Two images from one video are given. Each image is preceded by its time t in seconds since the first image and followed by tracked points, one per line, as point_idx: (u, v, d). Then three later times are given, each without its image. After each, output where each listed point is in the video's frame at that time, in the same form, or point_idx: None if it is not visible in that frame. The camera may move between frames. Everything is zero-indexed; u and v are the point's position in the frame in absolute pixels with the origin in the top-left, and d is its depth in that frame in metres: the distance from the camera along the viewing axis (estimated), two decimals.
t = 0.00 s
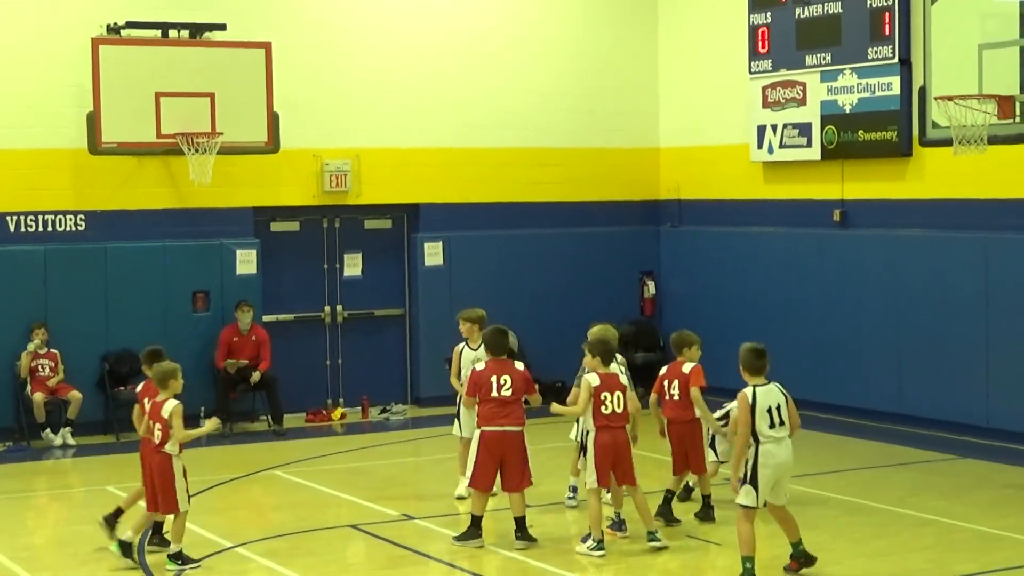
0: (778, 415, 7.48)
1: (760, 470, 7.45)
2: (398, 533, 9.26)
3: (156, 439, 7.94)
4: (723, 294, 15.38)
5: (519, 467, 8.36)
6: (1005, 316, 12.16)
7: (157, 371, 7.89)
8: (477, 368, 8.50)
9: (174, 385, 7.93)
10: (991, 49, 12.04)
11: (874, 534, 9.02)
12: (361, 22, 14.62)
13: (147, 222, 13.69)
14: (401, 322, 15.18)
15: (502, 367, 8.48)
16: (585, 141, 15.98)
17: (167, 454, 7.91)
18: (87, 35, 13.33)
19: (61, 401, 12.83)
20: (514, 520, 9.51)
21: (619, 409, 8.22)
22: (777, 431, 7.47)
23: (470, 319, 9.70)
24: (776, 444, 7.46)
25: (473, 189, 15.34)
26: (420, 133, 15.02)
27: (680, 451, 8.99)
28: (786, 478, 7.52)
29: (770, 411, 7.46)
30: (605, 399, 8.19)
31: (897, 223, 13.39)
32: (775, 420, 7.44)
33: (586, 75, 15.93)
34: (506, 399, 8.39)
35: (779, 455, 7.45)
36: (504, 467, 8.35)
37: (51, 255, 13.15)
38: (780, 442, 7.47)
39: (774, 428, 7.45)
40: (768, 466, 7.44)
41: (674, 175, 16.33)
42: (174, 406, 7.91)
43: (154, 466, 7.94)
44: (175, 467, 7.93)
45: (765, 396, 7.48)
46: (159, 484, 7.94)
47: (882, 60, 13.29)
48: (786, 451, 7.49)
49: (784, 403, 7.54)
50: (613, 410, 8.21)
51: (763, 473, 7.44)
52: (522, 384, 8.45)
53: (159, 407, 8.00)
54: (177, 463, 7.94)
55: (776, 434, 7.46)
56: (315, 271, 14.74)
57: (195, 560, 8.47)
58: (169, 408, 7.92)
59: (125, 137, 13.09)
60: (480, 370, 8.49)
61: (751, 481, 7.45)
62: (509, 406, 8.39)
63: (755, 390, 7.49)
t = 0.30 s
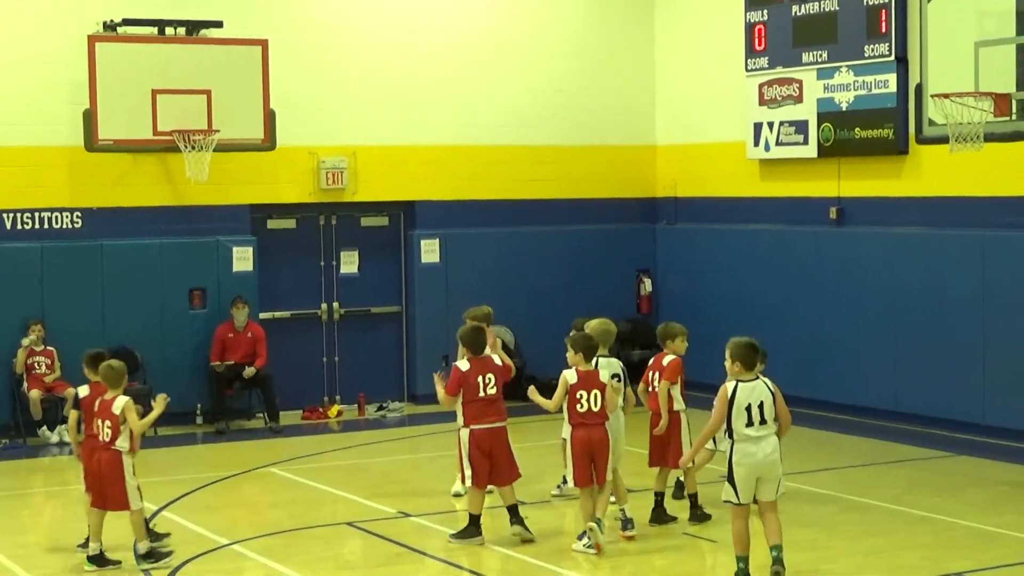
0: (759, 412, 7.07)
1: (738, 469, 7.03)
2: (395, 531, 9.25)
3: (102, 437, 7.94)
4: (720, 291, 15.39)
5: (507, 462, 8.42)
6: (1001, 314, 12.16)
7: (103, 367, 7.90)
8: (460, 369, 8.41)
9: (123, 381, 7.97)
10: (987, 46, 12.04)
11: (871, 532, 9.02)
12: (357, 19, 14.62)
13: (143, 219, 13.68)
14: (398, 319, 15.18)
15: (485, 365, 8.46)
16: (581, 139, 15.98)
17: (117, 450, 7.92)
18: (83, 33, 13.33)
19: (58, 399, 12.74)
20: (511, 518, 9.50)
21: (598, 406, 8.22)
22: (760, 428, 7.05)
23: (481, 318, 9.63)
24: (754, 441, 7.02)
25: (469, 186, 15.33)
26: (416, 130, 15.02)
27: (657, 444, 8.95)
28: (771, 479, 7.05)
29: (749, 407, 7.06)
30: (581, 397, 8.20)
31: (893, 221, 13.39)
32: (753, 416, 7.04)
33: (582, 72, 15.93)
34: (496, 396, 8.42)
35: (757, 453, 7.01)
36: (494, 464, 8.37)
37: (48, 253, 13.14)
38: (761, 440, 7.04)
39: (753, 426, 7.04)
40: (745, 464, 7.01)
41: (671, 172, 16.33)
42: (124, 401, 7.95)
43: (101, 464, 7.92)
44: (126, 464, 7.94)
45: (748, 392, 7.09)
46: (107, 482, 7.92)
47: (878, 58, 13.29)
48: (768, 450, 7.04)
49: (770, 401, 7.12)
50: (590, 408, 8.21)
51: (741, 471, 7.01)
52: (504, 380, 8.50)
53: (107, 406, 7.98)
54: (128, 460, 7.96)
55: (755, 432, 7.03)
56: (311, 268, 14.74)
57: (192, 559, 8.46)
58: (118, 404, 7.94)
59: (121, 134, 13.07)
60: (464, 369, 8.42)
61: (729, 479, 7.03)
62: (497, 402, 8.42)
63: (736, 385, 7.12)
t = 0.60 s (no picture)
0: (757, 420, 6.81)
1: (730, 477, 6.79)
2: (389, 528, 9.25)
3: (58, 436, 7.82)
4: (712, 288, 15.41)
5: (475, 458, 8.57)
6: (994, 312, 12.17)
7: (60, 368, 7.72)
8: (444, 368, 8.36)
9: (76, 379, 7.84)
10: (981, 44, 12.05)
11: (865, 529, 9.03)
12: (351, 16, 14.62)
13: (137, 217, 13.67)
14: (391, 317, 15.18)
15: (465, 362, 8.48)
16: (575, 137, 15.99)
17: (75, 449, 7.84)
18: (76, 30, 13.31)
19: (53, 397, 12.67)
20: (505, 516, 9.51)
21: (582, 407, 8.07)
22: (757, 437, 6.79)
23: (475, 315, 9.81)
24: (748, 451, 6.77)
25: (463, 183, 15.33)
26: (409, 128, 15.01)
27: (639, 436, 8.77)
28: (763, 490, 6.81)
29: (747, 414, 6.80)
30: (567, 397, 8.05)
31: (886, 218, 13.40)
32: (750, 424, 6.77)
33: (576, 69, 15.93)
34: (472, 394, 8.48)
35: (750, 463, 6.76)
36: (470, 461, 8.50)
37: (41, 250, 13.13)
38: (757, 450, 6.78)
39: (749, 434, 6.78)
40: (736, 473, 6.77)
41: (665, 170, 16.33)
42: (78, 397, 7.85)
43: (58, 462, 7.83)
44: (83, 462, 7.88)
45: (747, 399, 6.83)
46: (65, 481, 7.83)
47: (872, 56, 13.31)
48: (762, 461, 6.79)
49: (769, 410, 6.85)
50: (573, 408, 8.06)
51: (732, 480, 6.78)
52: (474, 376, 8.57)
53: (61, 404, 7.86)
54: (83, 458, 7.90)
55: (749, 440, 6.77)
56: (305, 266, 14.74)
57: (186, 557, 8.46)
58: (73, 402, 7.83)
59: (115, 131, 13.10)
60: (448, 367, 8.38)
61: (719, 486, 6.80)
62: (474, 400, 8.52)
63: (736, 390, 6.87)
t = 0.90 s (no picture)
0: (741, 419, 6.70)
1: (717, 477, 6.67)
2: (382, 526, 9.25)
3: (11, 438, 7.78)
4: (701, 286, 15.44)
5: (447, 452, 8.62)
6: (985, 310, 12.18)
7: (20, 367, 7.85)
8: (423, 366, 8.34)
9: (32, 383, 7.86)
10: (972, 43, 12.07)
11: (857, 527, 9.03)
12: (343, 14, 14.61)
13: (128, 215, 13.66)
14: (382, 315, 15.18)
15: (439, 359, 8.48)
16: (567, 134, 15.99)
17: (25, 452, 7.80)
18: (67, 26, 13.30)
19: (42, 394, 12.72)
20: (497, 514, 9.51)
21: (563, 406, 7.96)
22: (742, 436, 6.68)
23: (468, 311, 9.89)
24: (734, 450, 6.66)
25: (454, 181, 15.33)
26: (400, 126, 15.01)
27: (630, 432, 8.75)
28: (750, 489, 6.71)
29: (731, 413, 6.69)
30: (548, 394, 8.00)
31: (878, 216, 13.42)
32: (735, 423, 6.66)
33: (568, 67, 15.93)
34: (445, 390, 8.51)
35: (737, 462, 6.65)
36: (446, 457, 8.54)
37: (33, 247, 13.11)
38: (742, 449, 6.67)
39: (734, 433, 6.67)
40: (723, 474, 6.66)
41: (656, 167, 16.33)
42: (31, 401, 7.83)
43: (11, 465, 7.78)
44: (33, 465, 7.83)
45: (730, 398, 6.72)
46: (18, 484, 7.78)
47: (863, 54, 13.32)
48: (748, 460, 6.68)
49: (753, 407, 6.74)
50: (555, 406, 7.97)
51: (719, 481, 6.67)
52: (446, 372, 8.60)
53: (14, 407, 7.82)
54: (34, 462, 7.85)
55: (736, 439, 6.66)
56: (296, 264, 14.73)
57: (178, 555, 8.45)
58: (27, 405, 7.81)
59: (107, 129, 13.05)
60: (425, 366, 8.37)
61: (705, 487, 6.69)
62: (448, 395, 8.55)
63: (718, 389, 6.75)
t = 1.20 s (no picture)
0: (705, 424, 6.50)
1: (686, 486, 6.47)
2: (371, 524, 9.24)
3: None
4: (690, 283, 15.45)
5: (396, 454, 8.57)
6: (973, 307, 12.20)
7: None
8: (385, 363, 8.29)
9: None
10: (961, 40, 12.08)
11: (846, 525, 9.04)
12: (332, 11, 14.61)
13: (116, 212, 13.63)
14: (371, 312, 15.17)
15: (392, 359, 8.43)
16: (556, 132, 15.99)
17: None
18: (55, 24, 13.28)
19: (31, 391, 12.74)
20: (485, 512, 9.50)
21: (543, 404, 7.95)
22: (709, 441, 6.48)
23: (456, 309, 9.84)
24: (702, 456, 6.46)
25: (443, 179, 15.32)
26: (390, 123, 15.00)
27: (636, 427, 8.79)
28: (720, 494, 6.51)
29: (694, 419, 6.49)
30: (526, 394, 7.95)
31: (866, 213, 13.44)
32: (700, 429, 6.47)
33: (557, 64, 15.93)
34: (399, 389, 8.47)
35: (705, 468, 6.45)
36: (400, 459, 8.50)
37: (21, 245, 13.09)
38: (710, 454, 6.48)
39: (701, 439, 6.47)
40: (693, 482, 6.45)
41: (646, 165, 16.33)
42: None
43: None
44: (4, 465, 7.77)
45: (693, 403, 6.51)
46: None
47: (852, 52, 13.33)
48: (717, 464, 6.48)
49: (715, 409, 6.55)
50: (536, 405, 7.95)
51: (689, 490, 6.45)
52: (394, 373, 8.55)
53: None
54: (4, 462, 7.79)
55: (703, 445, 6.47)
56: (286, 261, 14.73)
57: (166, 553, 8.44)
58: None
59: (95, 126, 13.00)
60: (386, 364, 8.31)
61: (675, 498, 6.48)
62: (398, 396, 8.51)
63: (678, 397, 6.54)
